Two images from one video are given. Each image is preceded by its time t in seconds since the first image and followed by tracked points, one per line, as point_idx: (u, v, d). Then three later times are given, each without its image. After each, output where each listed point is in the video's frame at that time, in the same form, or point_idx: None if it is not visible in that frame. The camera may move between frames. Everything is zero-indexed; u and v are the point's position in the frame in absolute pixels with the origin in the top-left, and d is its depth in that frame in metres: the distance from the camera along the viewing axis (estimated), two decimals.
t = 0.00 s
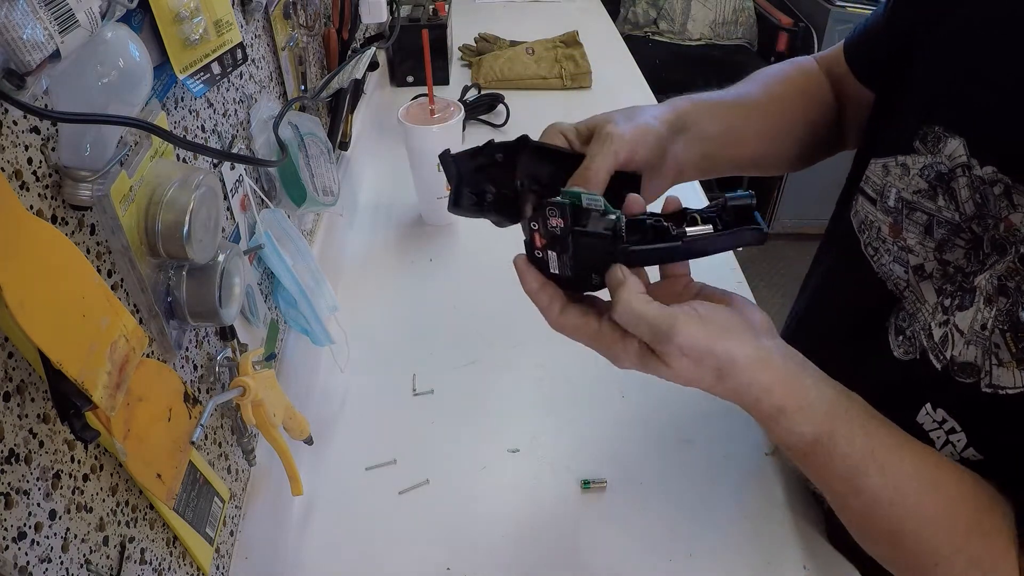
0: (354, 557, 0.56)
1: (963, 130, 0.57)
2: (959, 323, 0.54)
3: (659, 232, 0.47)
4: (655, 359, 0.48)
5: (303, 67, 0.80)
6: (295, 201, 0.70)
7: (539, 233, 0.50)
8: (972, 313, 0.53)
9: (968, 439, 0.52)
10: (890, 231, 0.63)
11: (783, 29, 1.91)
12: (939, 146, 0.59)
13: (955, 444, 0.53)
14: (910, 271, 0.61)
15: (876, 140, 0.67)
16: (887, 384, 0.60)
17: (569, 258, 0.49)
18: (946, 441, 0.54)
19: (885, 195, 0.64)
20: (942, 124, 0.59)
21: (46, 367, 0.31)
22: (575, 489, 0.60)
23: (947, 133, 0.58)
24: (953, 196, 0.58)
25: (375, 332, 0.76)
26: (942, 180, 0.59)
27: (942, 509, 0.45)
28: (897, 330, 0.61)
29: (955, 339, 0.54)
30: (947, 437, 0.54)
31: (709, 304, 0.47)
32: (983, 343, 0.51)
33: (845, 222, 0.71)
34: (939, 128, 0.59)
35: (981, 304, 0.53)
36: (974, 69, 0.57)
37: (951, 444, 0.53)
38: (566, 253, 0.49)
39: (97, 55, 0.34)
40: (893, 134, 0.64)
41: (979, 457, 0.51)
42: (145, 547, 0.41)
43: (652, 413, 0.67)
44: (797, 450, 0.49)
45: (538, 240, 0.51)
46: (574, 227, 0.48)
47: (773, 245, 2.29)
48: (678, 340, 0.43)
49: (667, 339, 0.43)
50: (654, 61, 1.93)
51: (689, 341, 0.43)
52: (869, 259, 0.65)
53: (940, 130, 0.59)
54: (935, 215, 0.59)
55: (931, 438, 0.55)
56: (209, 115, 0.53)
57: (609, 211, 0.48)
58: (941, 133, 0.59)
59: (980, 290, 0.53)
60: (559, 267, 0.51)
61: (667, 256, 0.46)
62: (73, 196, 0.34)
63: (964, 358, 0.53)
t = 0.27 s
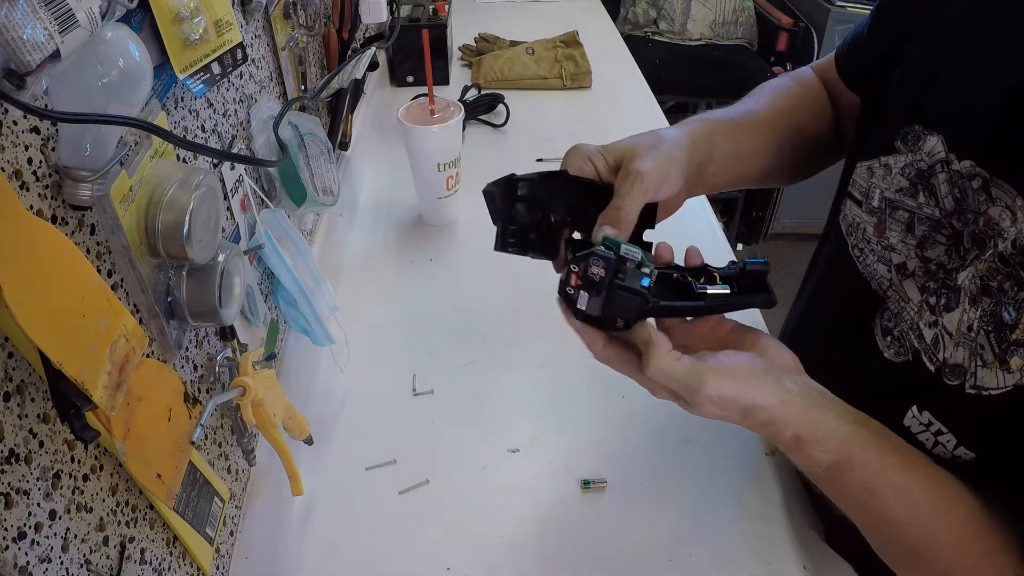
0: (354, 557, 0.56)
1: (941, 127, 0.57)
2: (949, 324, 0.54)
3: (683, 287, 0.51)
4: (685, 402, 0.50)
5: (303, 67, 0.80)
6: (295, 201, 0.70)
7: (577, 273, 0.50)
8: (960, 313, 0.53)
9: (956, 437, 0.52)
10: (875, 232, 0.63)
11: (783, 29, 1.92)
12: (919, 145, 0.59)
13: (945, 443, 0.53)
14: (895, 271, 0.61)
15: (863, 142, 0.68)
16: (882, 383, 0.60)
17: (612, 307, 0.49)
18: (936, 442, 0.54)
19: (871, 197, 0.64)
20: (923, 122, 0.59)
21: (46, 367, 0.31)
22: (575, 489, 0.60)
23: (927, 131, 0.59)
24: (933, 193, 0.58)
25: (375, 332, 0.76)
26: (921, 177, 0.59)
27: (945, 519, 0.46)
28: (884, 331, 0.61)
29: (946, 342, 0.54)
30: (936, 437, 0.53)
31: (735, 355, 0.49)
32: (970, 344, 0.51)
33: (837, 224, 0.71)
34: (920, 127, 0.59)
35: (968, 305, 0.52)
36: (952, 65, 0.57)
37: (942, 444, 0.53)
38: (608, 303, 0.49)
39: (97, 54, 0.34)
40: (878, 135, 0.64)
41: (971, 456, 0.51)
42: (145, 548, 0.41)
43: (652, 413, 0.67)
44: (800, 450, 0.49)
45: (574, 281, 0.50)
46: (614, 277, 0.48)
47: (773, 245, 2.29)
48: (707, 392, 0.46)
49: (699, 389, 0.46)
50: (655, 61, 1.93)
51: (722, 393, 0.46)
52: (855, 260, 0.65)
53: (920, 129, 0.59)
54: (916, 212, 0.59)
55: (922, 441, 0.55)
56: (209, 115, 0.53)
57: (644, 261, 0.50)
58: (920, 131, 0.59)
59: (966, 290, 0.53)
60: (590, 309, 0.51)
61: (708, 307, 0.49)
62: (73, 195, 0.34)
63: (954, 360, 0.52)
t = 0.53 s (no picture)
0: (354, 557, 0.56)
1: (932, 130, 0.57)
2: (949, 341, 0.54)
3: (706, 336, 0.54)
4: (723, 438, 0.50)
5: (303, 67, 0.80)
6: (295, 201, 0.70)
7: (601, 327, 0.50)
8: (960, 328, 0.53)
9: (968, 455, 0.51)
10: (870, 243, 0.63)
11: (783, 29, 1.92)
12: (911, 149, 0.59)
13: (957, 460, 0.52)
14: (891, 284, 0.60)
15: (854, 150, 0.68)
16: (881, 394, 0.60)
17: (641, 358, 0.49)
18: (948, 459, 0.53)
19: (864, 207, 0.64)
20: (912, 126, 0.59)
21: (46, 367, 0.31)
22: (575, 490, 0.60)
23: (917, 134, 0.59)
24: (927, 199, 0.58)
25: (375, 332, 0.76)
26: (914, 184, 0.59)
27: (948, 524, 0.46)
28: (881, 347, 0.60)
29: (946, 358, 0.54)
30: (947, 454, 0.53)
31: (767, 381, 0.49)
32: (975, 360, 0.51)
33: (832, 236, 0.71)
34: (910, 130, 0.59)
35: (966, 320, 0.52)
36: (939, 72, 0.57)
37: (954, 460, 0.52)
38: (636, 354, 0.49)
39: (97, 55, 0.34)
40: (869, 141, 0.64)
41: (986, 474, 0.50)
42: (145, 548, 0.41)
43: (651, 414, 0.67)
44: (801, 455, 0.48)
45: (599, 337, 0.50)
46: (639, 325, 0.49)
47: (773, 245, 2.29)
48: (741, 419, 0.45)
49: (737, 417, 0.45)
50: (655, 61, 1.93)
51: (752, 418, 0.45)
52: (851, 273, 0.65)
53: (910, 133, 0.59)
54: (910, 220, 0.59)
55: (934, 458, 0.54)
56: (209, 115, 0.53)
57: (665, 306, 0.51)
58: (911, 135, 0.59)
59: (964, 302, 0.53)
60: (620, 365, 0.50)
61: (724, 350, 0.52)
62: (73, 196, 0.34)
63: (956, 378, 0.52)
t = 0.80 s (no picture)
0: (354, 557, 0.56)
1: (952, 144, 0.55)
2: (957, 368, 0.52)
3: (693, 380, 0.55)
4: (716, 499, 0.50)
5: (303, 67, 0.80)
6: (295, 201, 0.70)
7: (586, 395, 0.52)
8: (969, 356, 0.51)
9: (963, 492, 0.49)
10: (883, 256, 0.61)
11: (783, 29, 1.94)
12: (930, 162, 0.57)
13: (951, 496, 0.50)
14: (900, 300, 0.58)
15: (875, 159, 0.66)
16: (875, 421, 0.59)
17: (631, 419, 0.52)
18: (942, 494, 0.51)
19: (879, 219, 0.63)
20: (934, 138, 0.57)
21: (46, 367, 0.31)
22: (575, 490, 0.60)
23: (938, 147, 0.56)
24: (943, 215, 0.56)
25: (375, 332, 0.76)
26: (931, 198, 0.57)
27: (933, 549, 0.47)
28: (886, 365, 0.58)
29: (954, 385, 0.52)
30: (942, 490, 0.51)
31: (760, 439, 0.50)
32: (980, 393, 0.49)
33: (847, 245, 0.69)
34: (931, 142, 0.57)
35: (977, 347, 0.51)
36: (968, 83, 0.55)
37: (947, 496, 0.50)
38: (625, 416, 0.52)
39: (97, 55, 0.34)
40: (890, 150, 0.62)
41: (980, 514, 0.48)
42: (145, 547, 0.41)
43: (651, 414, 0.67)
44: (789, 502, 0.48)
45: (586, 404, 0.52)
46: (622, 389, 0.52)
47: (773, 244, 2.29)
48: (737, 476, 0.47)
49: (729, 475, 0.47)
50: (655, 61, 1.93)
51: (749, 478, 0.47)
52: (862, 286, 0.63)
53: (931, 145, 0.57)
54: (925, 236, 0.57)
55: (929, 492, 0.52)
56: (209, 115, 0.53)
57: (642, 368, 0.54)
58: (932, 147, 0.57)
59: (976, 329, 0.51)
60: (609, 429, 0.52)
61: (724, 391, 0.54)
62: (73, 195, 0.34)
63: (961, 408, 0.50)
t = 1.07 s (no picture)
0: (354, 557, 0.56)
1: (1003, 162, 0.55)
2: (988, 389, 0.52)
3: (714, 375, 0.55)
4: (731, 489, 0.52)
5: (303, 67, 0.80)
6: (296, 201, 0.70)
7: (609, 378, 0.52)
8: (1002, 378, 0.51)
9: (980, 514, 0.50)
10: (921, 267, 0.62)
11: (783, 29, 1.94)
12: (979, 176, 0.57)
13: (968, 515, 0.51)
14: (934, 314, 0.59)
15: (917, 167, 0.65)
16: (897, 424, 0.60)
17: (651, 406, 0.52)
18: (958, 513, 0.52)
19: (920, 228, 0.63)
20: (983, 151, 0.56)
21: (45, 367, 0.31)
22: (575, 489, 0.60)
23: (988, 162, 0.56)
24: (987, 232, 0.56)
25: (375, 332, 0.76)
26: (977, 214, 0.57)
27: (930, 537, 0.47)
28: (915, 377, 0.59)
29: (984, 406, 0.52)
30: (959, 509, 0.52)
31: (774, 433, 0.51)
32: (1010, 417, 0.49)
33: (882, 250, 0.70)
34: (980, 155, 0.57)
35: (1011, 370, 0.51)
36: None
37: (964, 517, 0.52)
38: (645, 402, 0.52)
39: (97, 55, 0.34)
40: (933, 159, 0.62)
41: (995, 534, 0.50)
42: (145, 547, 0.41)
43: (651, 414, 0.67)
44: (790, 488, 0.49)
45: (608, 387, 0.52)
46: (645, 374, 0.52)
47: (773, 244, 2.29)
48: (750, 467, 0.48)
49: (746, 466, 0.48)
50: (655, 61, 1.93)
51: (762, 470, 0.48)
52: (899, 293, 0.64)
53: (980, 158, 0.57)
54: (966, 251, 0.57)
55: (943, 509, 0.53)
56: (209, 115, 0.53)
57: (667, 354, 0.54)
58: (981, 161, 0.56)
59: (1011, 351, 0.51)
60: (627, 414, 0.53)
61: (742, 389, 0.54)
62: (73, 195, 0.34)
63: (989, 429, 0.51)
